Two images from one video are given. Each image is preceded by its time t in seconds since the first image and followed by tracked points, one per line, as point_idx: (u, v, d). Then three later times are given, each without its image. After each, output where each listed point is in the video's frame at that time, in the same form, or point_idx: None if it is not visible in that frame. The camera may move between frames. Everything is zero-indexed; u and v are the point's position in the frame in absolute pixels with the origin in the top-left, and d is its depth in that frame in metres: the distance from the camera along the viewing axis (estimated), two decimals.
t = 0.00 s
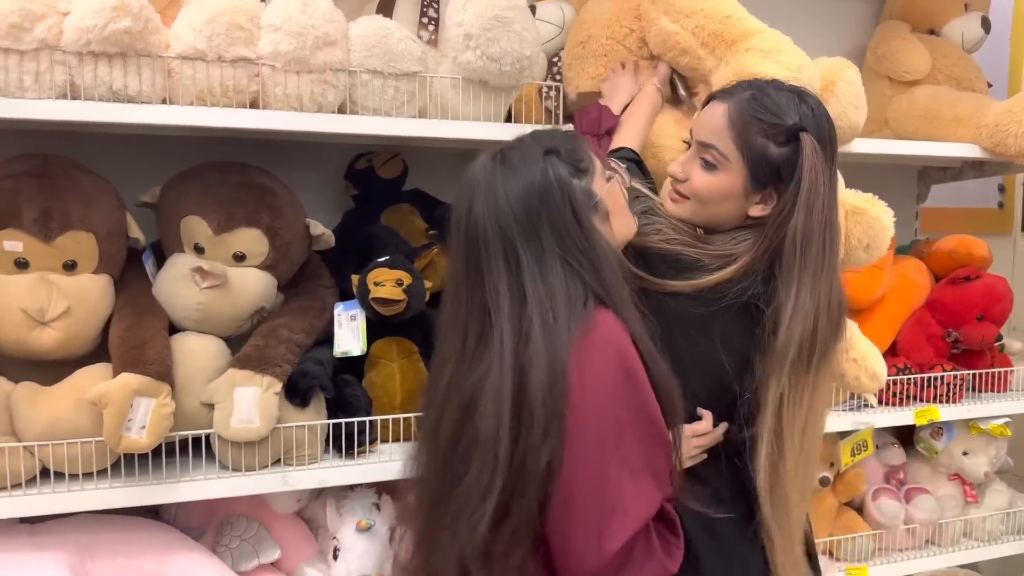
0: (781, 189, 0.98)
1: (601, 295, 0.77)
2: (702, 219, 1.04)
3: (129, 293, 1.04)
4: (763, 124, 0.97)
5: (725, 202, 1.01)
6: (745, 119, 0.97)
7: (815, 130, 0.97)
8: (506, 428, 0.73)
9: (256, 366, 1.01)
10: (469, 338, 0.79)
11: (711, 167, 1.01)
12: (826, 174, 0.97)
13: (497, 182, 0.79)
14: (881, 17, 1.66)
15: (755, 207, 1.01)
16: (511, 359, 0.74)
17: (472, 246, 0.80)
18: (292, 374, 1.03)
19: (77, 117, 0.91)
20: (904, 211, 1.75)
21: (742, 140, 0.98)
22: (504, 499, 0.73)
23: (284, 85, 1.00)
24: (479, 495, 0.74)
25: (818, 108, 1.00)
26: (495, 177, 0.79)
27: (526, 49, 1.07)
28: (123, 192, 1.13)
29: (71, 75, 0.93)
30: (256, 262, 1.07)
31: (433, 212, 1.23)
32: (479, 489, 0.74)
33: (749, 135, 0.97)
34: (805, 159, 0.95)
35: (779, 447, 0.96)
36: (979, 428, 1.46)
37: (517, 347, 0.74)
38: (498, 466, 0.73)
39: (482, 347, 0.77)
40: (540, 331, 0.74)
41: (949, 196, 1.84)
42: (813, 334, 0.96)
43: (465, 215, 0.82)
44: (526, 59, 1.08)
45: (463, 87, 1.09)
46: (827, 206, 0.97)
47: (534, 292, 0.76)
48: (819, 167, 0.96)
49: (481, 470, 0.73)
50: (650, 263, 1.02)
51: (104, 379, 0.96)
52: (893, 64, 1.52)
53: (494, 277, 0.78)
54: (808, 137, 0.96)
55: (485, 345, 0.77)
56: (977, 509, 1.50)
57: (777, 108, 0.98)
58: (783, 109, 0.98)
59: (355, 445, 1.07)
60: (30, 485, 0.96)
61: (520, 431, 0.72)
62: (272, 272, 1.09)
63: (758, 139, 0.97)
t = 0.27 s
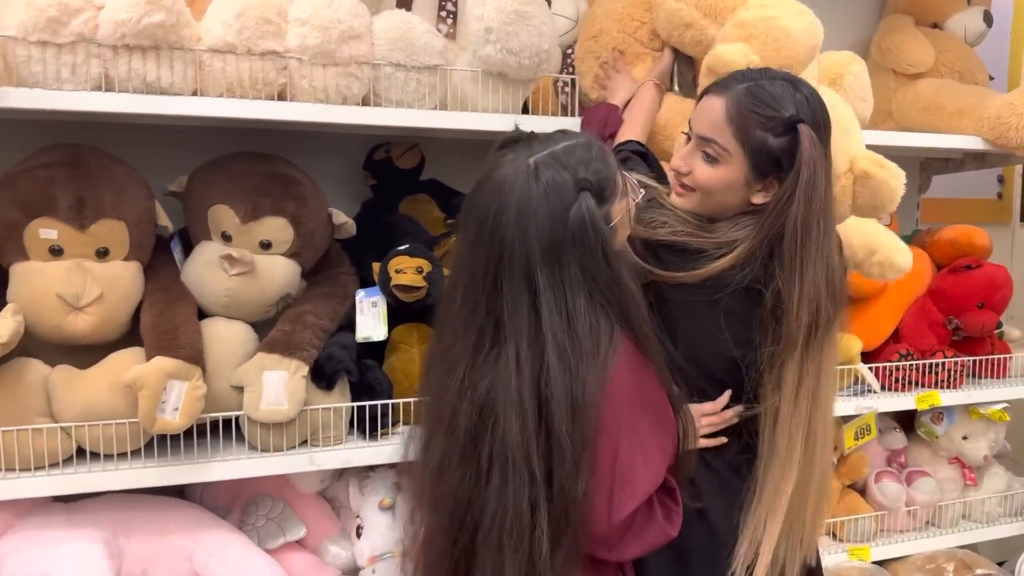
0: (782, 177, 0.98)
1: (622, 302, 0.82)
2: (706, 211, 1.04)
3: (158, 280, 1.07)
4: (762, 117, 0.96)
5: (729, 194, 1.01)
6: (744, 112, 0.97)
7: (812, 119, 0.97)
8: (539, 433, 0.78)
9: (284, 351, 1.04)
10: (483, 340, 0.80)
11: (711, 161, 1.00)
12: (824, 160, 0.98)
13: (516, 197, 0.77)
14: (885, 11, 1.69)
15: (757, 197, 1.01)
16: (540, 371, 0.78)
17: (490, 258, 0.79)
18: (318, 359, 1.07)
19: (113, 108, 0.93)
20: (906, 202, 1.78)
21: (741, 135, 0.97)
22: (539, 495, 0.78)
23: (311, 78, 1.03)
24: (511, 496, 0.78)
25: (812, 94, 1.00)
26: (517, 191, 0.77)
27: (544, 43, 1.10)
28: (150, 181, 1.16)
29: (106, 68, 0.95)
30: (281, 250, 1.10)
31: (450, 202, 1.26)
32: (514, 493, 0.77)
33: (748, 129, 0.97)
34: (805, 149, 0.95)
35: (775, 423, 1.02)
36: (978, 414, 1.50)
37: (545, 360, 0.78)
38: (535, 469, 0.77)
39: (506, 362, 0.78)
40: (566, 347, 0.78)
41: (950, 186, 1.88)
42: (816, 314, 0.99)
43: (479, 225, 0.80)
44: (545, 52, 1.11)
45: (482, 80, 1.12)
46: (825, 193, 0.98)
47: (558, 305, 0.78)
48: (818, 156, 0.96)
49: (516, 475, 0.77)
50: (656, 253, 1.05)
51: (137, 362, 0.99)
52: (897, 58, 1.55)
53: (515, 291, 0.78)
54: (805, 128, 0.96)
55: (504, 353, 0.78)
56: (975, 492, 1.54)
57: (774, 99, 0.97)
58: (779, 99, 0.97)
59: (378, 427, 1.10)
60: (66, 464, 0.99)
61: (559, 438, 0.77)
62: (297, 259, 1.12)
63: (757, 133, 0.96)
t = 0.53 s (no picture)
0: (792, 171, 1.01)
1: (596, 288, 0.85)
2: (721, 203, 1.07)
3: (170, 259, 1.09)
4: (772, 113, 0.99)
5: (744, 187, 1.04)
6: (756, 110, 0.99)
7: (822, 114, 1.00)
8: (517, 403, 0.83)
9: (295, 329, 1.06)
10: (474, 306, 0.85)
11: (726, 156, 1.03)
12: (831, 155, 1.00)
13: (510, 180, 0.83)
14: None
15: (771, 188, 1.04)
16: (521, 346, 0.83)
17: (484, 234, 0.84)
18: (328, 336, 1.09)
19: (127, 90, 0.95)
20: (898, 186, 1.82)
21: (754, 131, 1.00)
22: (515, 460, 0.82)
23: (320, 61, 1.05)
24: (493, 459, 0.83)
25: (822, 87, 1.02)
26: (511, 174, 0.83)
27: (549, 27, 1.12)
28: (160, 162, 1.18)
29: (120, 49, 0.97)
30: (290, 230, 1.12)
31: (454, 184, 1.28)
32: (498, 456, 0.82)
33: (760, 126, 0.99)
34: (813, 144, 0.98)
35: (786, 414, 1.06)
36: (968, 393, 1.54)
37: (525, 335, 0.83)
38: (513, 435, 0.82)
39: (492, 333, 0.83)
40: (544, 320, 0.83)
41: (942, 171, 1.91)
42: (816, 302, 1.03)
43: (475, 203, 0.85)
44: (549, 36, 1.12)
45: (488, 63, 1.14)
46: (832, 187, 1.01)
47: (540, 286, 0.83)
48: (826, 151, 0.99)
49: (498, 439, 0.82)
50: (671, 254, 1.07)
51: (151, 339, 1.01)
52: (892, 44, 1.58)
53: (502, 268, 0.83)
54: (815, 123, 0.99)
55: (489, 325, 0.84)
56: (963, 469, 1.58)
57: (785, 94, 0.99)
58: (790, 95, 0.99)
59: (386, 404, 1.13)
60: (81, 439, 1.01)
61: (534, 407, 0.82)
62: (305, 240, 1.14)
63: (770, 129, 0.99)
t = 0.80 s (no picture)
0: (797, 162, 1.02)
1: (613, 299, 0.78)
2: (725, 199, 1.07)
3: (176, 251, 1.10)
4: (778, 105, 1.00)
5: (747, 180, 1.04)
6: (761, 102, 1.00)
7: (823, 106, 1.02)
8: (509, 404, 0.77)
9: (299, 320, 1.08)
10: (490, 282, 0.77)
11: (730, 149, 1.03)
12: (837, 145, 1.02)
13: (548, 160, 0.74)
14: None
15: (774, 181, 1.04)
16: (526, 346, 0.75)
17: (512, 216, 0.75)
18: (333, 328, 1.11)
19: (134, 84, 0.96)
20: (893, 180, 1.84)
21: (760, 123, 1.01)
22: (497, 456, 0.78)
23: (324, 55, 1.06)
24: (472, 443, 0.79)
25: (819, 83, 1.04)
26: (547, 154, 0.74)
27: (550, 22, 1.13)
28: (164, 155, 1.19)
29: (126, 43, 0.98)
30: (294, 223, 1.13)
31: (455, 177, 1.30)
32: (483, 427, 0.78)
33: (765, 117, 1.01)
34: (821, 135, 1.00)
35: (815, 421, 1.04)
36: (960, 384, 1.56)
37: (528, 321, 0.75)
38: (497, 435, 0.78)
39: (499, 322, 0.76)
40: (551, 322, 0.75)
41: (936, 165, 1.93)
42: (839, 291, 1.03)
43: (505, 173, 0.76)
44: (551, 31, 1.14)
45: (490, 58, 1.15)
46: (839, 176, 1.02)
47: (555, 286, 0.75)
48: (833, 140, 1.01)
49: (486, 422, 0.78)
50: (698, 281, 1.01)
51: (157, 331, 1.03)
52: (887, 39, 1.59)
53: (521, 253, 0.75)
54: (819, 114, 1.01)
55: (494, 314, 0.77)
56: (955, 459, 1.61)
57: (788, 86, 1.01)
58: (793, 88, 1.01)
59: (389, 394, 1.14)
60: (89, 429, 1.02)
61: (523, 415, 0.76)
62: (309, 233, 1.15)
63: (775, 120, 1.00)
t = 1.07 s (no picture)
0: (775, 161, 0.96)
1: (638, 287, 0.74)
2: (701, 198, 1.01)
3: (184, 252, 1.11)
4: (753, 100, 0.94)
5: (722, 180, 0.98)
6: (737, 98, 0.95)
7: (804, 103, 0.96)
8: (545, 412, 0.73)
9: (306, 320, 1.08)
10: (511, 293, 0.75)
11: (705, 147, 0.98)
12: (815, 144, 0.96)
13: (554, 163, 0.73)
14: None
15: (750, 181, 0.98)
16: (557, 350, 0.72)
17: (521, 221, 0.74)
18: (338, 329, 1.11)
19: (142, 86, 0.97)
20: (899, 181, 1.83)
21: (735, 120, 0.95)
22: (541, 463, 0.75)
23: (331, 57, 1.07)
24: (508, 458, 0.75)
25: (798, 80, 0.98)
26: (552, 155, 0.73)
27: (556, 24, 1.13)
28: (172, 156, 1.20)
29: (135, 45, 0.98)
30: (300, 224, 1.14)
31: (461, 178, 1.30)
32: (523, 440, 0.74)
33: (741, 114, 0.95)
34: (799, 132, 0.94)
35: (816, 406, 1.04)
36: (967, 385, 1.56)
37: (554, 323, 0.72)
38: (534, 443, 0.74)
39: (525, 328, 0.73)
40: (581, 323, 0.72)
41: (942, 166, 1.93)
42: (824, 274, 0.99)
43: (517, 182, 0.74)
44: (557, 33, 1.14)
45: (496, 59, 1.16)
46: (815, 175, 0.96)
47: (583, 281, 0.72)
48: (811, 138, 0.95)
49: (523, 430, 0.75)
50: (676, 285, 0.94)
51: (166, 331, 1.03)
52: (894, 40, 1.59)
53: (542, 256, 0.73)
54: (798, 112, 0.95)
55: (519, 322, 0.74)
56: (961, 459, 1.60)
57: (766, 83, 0.95)
58: (771, 84, 0.95)
59: (395, 394, 1.15)
60: (97, 429, 1.03)
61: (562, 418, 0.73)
62: (315, 233, 1.15)
63: (750, 117, 0.94)
